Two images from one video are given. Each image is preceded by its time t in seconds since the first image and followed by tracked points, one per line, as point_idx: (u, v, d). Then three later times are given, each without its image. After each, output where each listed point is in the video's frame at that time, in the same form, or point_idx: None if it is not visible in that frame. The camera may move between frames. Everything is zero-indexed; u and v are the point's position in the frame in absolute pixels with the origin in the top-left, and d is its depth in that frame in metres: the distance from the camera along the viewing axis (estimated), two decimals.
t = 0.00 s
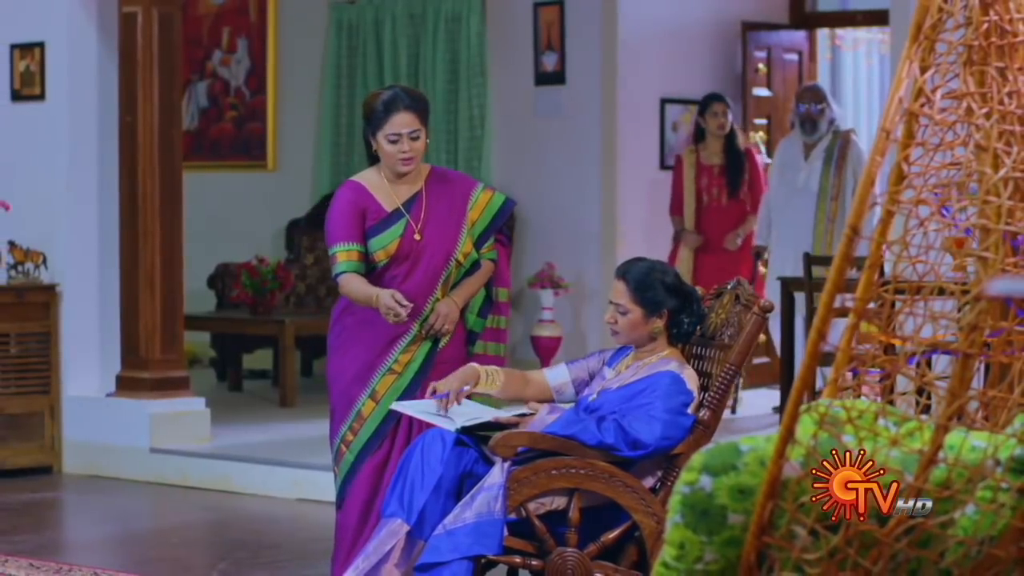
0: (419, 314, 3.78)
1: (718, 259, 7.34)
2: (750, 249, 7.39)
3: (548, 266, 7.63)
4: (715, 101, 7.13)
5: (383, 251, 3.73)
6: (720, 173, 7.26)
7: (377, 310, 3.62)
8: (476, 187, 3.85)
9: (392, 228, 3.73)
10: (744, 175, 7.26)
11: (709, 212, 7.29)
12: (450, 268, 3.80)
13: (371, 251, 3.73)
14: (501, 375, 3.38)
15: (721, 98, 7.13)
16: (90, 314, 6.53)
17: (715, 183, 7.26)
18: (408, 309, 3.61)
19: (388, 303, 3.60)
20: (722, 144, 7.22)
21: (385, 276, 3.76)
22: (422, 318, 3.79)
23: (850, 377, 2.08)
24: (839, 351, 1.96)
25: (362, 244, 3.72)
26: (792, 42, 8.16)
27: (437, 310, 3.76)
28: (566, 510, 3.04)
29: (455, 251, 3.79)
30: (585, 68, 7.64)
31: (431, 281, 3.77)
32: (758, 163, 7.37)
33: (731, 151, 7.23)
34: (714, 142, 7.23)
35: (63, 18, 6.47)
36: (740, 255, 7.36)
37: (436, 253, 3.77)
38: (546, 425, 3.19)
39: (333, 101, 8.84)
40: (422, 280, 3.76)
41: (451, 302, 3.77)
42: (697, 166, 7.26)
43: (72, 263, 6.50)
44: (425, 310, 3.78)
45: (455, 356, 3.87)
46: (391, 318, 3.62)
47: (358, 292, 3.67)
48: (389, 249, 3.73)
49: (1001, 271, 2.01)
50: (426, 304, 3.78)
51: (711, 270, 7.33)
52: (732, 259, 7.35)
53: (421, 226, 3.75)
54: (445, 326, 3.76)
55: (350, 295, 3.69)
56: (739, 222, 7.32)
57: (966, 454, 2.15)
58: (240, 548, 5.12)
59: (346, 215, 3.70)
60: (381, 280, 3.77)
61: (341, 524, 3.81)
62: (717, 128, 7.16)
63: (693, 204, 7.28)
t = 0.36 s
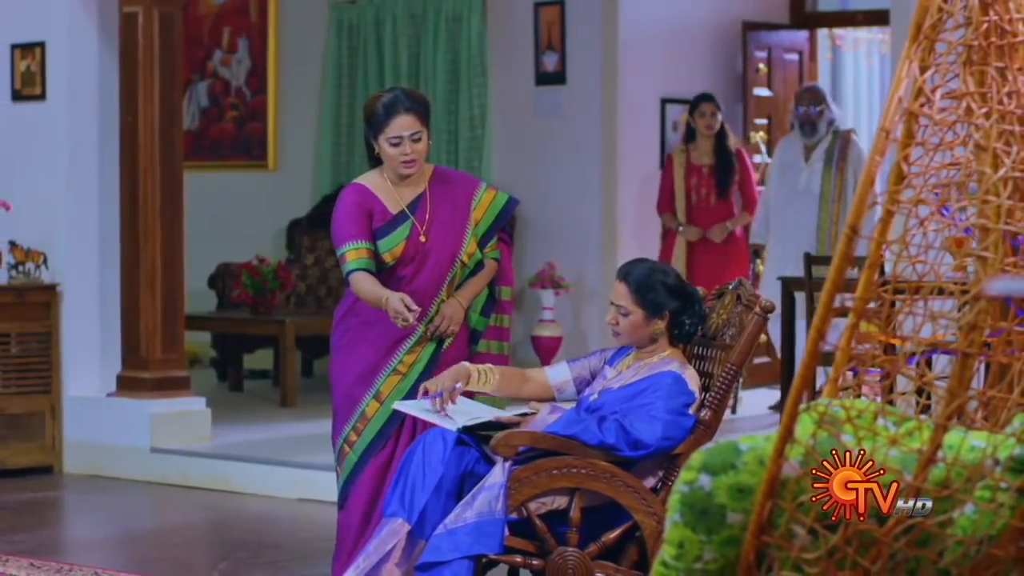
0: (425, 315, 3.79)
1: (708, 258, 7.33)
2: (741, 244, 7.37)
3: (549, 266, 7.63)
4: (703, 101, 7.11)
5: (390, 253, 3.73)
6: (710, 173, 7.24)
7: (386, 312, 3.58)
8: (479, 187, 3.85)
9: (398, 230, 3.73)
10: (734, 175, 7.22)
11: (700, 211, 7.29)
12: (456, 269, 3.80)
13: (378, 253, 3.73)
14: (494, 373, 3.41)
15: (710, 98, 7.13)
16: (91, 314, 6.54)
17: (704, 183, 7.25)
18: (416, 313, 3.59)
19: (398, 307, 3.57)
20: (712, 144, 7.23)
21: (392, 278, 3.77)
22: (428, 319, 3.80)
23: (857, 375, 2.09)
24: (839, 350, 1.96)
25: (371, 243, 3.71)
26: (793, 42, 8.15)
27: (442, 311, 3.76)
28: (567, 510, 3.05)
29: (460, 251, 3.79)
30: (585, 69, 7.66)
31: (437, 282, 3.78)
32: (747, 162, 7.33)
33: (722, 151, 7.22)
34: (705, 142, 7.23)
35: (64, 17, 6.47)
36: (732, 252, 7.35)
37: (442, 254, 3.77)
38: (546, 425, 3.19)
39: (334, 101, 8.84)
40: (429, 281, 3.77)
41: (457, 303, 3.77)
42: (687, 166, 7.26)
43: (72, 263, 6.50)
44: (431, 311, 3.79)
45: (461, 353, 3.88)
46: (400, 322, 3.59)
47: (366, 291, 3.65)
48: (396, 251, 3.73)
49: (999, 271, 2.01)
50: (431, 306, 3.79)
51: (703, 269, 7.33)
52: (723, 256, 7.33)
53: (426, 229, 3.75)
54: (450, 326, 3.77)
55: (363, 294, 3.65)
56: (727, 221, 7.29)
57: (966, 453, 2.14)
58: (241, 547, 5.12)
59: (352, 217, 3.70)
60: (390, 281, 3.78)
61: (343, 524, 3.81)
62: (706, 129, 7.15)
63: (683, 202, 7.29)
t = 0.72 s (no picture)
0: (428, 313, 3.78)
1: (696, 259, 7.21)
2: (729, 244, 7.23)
3: (549, 266, 7.63)
4: (691, 102, 7.02)
5: (388, 253, 3.73)
6: (698, 174, 7.14)
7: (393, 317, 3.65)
8: (482, 187, 3.85)
9: (399, 229, 3.73)
10: (723, 175, 7.11)
11: (688, 212, 7.18)
12: (458, 268, 3.80)
13: (376, 253, 3.73)
14: (470, 361, 3.45)
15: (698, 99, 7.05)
16: (92, 314, 6.55)
17: (692, 183, 7.15)
18: (423, 314, 3.65)
19: (403, 310, 3.64)
20: (701, 145, 7.12)
21: (390, 278, 3.77)
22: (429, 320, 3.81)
23: (858, 379, 2.08)
24: (839, 350, 1.96)
25: (361, 250, 3.72)
26: (793, 43, 8.15)
27: (445, 310, 3.77)
28: (566, 509, 3.05)
29: (462, 250, 3.80)
30: (586, 69, 7.66)
31: (438, 282, 3.78)
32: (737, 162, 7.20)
33: (710, 153, 7.10)
34: (693, 143, 7.13)
35: (64, 17, 6.47)
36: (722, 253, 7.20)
37: (443, 254, 3.77)
38: (545, 425, 3.18)
39: (334, 101, 8.84)
40: (431, 281, 3.77)
41: (459, 303, 3.78)
42: (675, 167, 7.17)
43: (73, 263, 6.50)
44: (434, 308, 3.78)
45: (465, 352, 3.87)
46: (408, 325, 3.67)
47: (362, 297, 3.68)
48: (395, 250, 3.73)
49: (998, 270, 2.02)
50: (433, 306, 3.78)
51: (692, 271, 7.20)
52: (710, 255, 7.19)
53: (427, 228, 3.75)
54: (453, 326, 3.78)
55: (347, 297, 3.69)
56: (713, 220, 7.17)
57: (964, 453, 2.13)
58: (241, 547, 5.12)
59: (350, 219, 3.70)
60: (388, 281, 3.77)
61: (346, 523, 3.81)
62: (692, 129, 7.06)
63: (671, 201, 7.19)
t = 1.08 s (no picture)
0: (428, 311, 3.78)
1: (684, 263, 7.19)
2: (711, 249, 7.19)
3: (552, 266, 7.64)
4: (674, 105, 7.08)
5: (386, 251, 3.74)
6: (681, 178, 7.15)
7: (398, 326, 3.73)
8: (484, 186, 3.85)
9: (396, 229, 3.74)
10: (707, 178, 7.13)
11: (671, 215, 7.17)
12: (457, 267, 3.81)
13: (374, 252, 3.75)
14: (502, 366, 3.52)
15: (680, 103, 7.11)
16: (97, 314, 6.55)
17: (675, 186, 7.16)
18: (428, 320, 3.74)
19: (409, 320, 3.72)
20: (685, 148, 7.16)
21: (387, 278, 3.78)
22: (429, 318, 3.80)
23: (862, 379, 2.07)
24: (841, 350, 1.97)
25: (356, 252, 3.74)
26: (797, 42, 8.12)
27: (445, 308, 3.77)
28: (570, 509, 3.05)
29: (462, 250, 3.81)
30: (591, 68, 7.68)
31: (437, 282, 3.79)
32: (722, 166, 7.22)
33: (695, 155, 7.15)
34: (677, 146, 7.16)
35: (68, 18, 6.49)
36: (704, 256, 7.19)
37: (441, 253, 3.77)
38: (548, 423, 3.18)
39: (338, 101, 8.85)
40: (429, 280, 3.78)
41: (458, 303, 3.79)
42: (659, 170, 7.18)
43: (78, 264, 6.52)
44: (433, 307, 3.79)
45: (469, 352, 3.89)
46: (413, 331, 3.75)
47: (364, 303, 3.74)
48: (393, 249, 3.74)
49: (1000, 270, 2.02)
50: (432, 304, 3.79)
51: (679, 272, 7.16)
52: (696, 255, 7.17)
53: (425, 227, 3.75)
54: (453, 323, 3.78)
55: (344, 300, 3.75)
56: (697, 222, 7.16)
57: (966, 452, 2.12)
58: (245, 547, 5.13)
59: (348, 220, 3.72)
60: (385, 279, 3.78)
61: (349, 523, 3.81)
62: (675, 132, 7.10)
63: (655, 205, 7.18)
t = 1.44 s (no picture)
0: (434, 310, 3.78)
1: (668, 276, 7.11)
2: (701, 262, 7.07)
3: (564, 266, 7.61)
4: (657, 110, 6.87)
5: (393, 250, 3.75)
6: (666, 183, 7.05)
7: (407, 326, 3.73)
8: (491, 185, 3.86)
9: (403, 228, 3.75)
10: (692, 184, 7.03)
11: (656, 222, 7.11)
12: (463, 266, 3.82)
13: (382, 251, 3.76)
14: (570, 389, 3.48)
15: (666, 106, 6.89)
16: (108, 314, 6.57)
17: (659, 193, 7.06)
18: (437, 318, 3.75)
19: (418, 319, 3.72)
20: (672, 152, 7.01)
21: (395, 277, 3.79)
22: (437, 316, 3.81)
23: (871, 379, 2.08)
24: (850, 350, 1.96)
25: (364, 252, 3.78)
26: (807, 43, 8.02)
27: (452, 306, 3.78)
28: (581, 507, 3.07)
29: (467, 249, 3.82)
30: (603, 68, 7.70)
31: (443, 281, 3.80)
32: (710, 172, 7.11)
33: (680, 160, 7.01)
34: (664, 151, 7.02)
35: (81, 18, 6.51)
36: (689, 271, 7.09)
37: (447, 252, 3.78)
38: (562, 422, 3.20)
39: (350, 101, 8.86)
40: (435, 280, 3.79)
41: (465, 302, 3.80)
42: (646, 176, 7.10)
43: (89, 264, 6.53)
44: (441, 305, 3.80)
45: (478, 351, 3.91)
46: (422, 329, 3.76)
47: (373, 304, 3.75)
48: (400, 248, 3.76)
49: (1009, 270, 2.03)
50: (440, 302, 3.80)
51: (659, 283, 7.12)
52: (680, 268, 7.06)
53: (432, 227, 3.76)
54: (460, 321, 3.78)
55: (354, 301, 3.77)
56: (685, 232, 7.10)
57: (975, 451, 2.14)
58: (256, 546, 5.15)
59: (354, 222, 3.75)
60: (393, 279, 3.79)
61: (358, 522, 3.83)
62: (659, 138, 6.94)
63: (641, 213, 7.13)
